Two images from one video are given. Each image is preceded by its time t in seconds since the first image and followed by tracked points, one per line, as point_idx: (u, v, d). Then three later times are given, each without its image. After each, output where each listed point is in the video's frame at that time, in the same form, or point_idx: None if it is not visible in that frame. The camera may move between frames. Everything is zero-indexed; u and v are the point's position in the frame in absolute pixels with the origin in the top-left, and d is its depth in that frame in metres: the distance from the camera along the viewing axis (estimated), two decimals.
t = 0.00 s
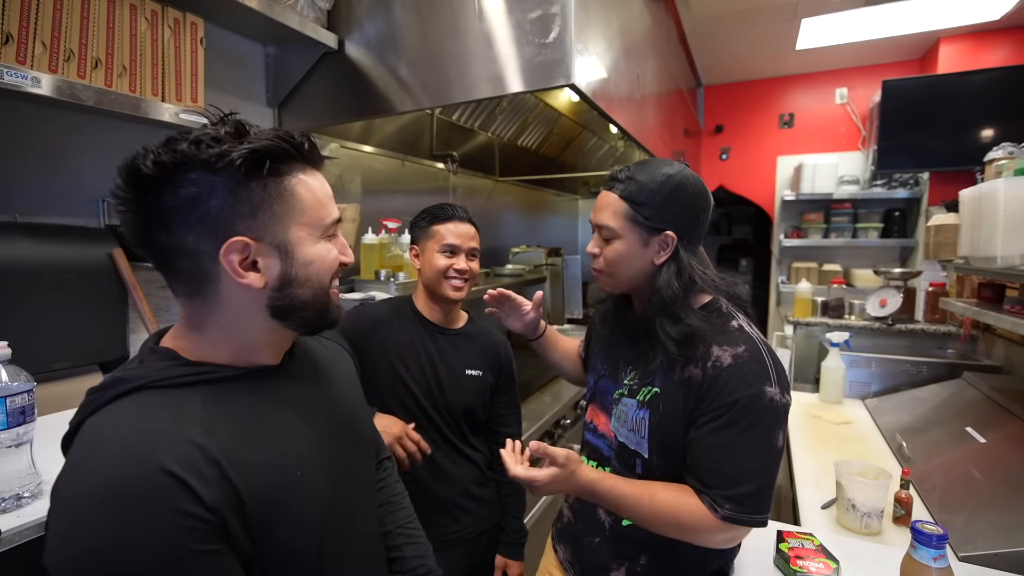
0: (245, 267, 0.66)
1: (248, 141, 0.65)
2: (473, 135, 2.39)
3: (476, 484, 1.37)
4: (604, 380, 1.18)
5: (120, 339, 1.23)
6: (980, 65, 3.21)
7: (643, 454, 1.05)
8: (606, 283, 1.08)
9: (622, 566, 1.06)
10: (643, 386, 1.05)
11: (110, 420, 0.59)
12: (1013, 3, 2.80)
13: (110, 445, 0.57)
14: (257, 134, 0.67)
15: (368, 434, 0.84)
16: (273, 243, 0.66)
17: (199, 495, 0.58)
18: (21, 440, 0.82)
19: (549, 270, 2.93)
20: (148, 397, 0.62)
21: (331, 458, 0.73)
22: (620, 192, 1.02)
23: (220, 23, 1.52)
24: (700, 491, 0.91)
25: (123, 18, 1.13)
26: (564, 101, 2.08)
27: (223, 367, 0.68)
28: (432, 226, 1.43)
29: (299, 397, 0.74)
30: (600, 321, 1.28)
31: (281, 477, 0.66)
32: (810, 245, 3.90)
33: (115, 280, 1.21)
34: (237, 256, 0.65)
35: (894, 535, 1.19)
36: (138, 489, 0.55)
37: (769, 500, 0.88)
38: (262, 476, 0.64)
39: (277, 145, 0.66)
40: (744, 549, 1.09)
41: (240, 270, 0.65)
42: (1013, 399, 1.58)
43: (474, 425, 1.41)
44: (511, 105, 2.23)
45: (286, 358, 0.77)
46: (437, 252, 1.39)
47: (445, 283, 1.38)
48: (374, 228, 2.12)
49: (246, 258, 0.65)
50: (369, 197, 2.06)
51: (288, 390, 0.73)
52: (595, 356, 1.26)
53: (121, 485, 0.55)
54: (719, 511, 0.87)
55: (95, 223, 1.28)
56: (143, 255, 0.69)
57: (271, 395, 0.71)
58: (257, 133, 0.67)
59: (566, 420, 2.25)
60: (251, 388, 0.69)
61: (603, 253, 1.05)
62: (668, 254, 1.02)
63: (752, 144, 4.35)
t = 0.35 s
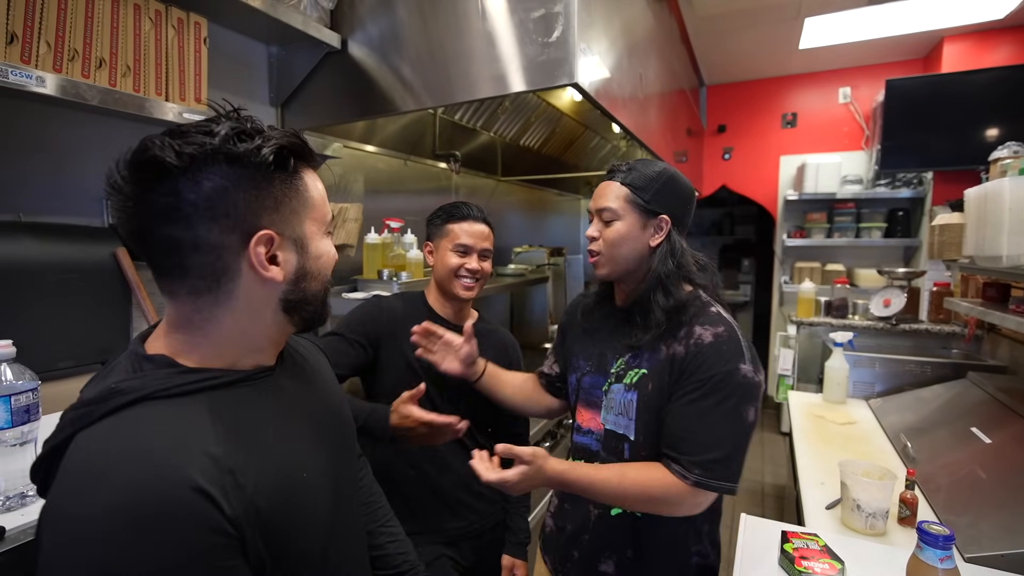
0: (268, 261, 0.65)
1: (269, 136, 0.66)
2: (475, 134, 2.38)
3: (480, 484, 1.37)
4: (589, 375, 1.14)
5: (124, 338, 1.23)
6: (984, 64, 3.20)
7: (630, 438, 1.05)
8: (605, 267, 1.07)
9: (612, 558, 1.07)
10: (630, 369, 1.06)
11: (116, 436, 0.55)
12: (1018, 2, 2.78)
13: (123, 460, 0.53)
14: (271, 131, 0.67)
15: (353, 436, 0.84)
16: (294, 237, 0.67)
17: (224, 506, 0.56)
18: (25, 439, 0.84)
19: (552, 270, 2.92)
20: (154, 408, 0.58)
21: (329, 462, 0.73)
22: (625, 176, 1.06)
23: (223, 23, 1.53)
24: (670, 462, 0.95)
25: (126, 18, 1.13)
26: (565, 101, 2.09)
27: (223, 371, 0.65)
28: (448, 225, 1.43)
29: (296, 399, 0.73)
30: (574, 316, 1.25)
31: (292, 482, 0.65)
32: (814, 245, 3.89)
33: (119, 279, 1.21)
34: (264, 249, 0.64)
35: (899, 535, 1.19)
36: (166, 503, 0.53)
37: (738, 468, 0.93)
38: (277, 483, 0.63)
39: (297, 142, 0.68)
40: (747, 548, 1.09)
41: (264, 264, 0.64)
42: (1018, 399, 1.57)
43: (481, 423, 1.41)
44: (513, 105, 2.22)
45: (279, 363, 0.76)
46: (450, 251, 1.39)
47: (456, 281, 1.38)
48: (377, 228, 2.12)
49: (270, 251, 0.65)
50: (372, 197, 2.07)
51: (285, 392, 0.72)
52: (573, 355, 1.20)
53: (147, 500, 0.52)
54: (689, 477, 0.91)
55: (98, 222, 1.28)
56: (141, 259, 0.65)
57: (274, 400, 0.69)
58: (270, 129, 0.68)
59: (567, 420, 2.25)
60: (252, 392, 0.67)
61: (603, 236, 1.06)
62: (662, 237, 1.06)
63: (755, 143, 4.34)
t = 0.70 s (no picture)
0: (262, 245, 0.64)
1: (259, 128, 0.66)
2: (477, 133, 2.37)
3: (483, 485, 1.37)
4: (552, 365, 1.24)
5: (127, 337, 1.23)
6: (986, 64, 3.19)
7: (586, 412, 1.17)
8: (592, 256, 1.17)
9: (583, 524, 1.17)
10: (583, 351, 1.18)
11: (127, 405, 0.57)
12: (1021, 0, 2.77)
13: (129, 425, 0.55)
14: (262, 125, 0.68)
15: (368, 429, 0.82)
16: (289, 221, 0.66)
17: (223, 473, 0.56)
18: (28, 437, 0.84)
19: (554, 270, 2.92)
20: (165, 381, 0.60)
21: (338, 446, 0.72)
22: (610, 175, 1.18)
23: (225, 22, 1.53)
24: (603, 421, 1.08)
25: (130, 16, 1.13)
26: (569, 101, 2.08)
27: (231, 352, 0.66)
28: (464, 221, 1.41)
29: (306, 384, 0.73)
30: (534, 310, 1.36)
31: (297, 458, 0.63)
32: (816, 245, 3.88)
33: (122, 278, 1.21)
34: (255, 233, 0.64)
35: (904, 535, 1.18)
36: (168, 467, 0.53)
37: (665, 429, 1.03)
38: (282, 460, 0.62)
39: (287, 134, 0.68)
40: (751, 549, 1.09)
41: (257, 247, 0.64)
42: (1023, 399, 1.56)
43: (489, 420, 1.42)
44: (515, 105, 2.21)
45: (292, 349, 0.76)
46: (466, 249, 1.38)
47: (471, 280, 1.38)
48: (379, 228, 2.12)
49: (263, 235, 0.64)
50: (374, 197, 2.07)
51: (296, 377, 0.72)
52: (536, 348, 1.30)
53: (150, 463, 0.53)
54: (615, 432, 1.04)
55: (101, 221, 1.28)
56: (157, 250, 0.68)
57: (284, 384, 0.69)
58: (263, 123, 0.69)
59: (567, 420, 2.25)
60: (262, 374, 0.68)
61: (592, 225, 1.16)
62: (631, 228, 1.23)
63: (757, 143, 4.33)
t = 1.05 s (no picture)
0: (287, 235, 0.70)
1: (306, 140, 0.73)
2: (481, 132, 2.36)
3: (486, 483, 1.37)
4: (544, 353, 1.26)
5: (132, 335, 1.24)
6: (994, 61, 3.17)
7: (586, 398, 1.19)
8: (591, 242, 1.18)
9: (575, 505, 1.22)
10: (581, 338, 1.19)
11: (185, 363, 0.68)
12: None
13: (174, 378, 0.66)
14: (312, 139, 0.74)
15: (405, 429, 0.83)
16: (311, 216, 0.70)
17: (222, 433, 0.63)
18: (34, 435, 0.85)
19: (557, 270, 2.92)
20: (216, 346, 0.70)
21: (358, 433, 0.74)
22: (605, 172, 1.20)
23: (229, 21, 1.53)
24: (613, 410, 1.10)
25: (133, 15, 1.13)
26: (572, 99, 2.08)
27: (273, 332, 0.73)
28: (415, 222, 1.29)
29: (343, 373, 0.77)
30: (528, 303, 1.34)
31: (301, 437, 0.68)
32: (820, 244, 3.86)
33: (127, 276, 1.22)
34: (282, 224, 0.70)
35: (910, 535, 1.18)
36: (184, 416, 0.62)
37: (674, 407, 1.08)
38: (286, 435, 0.67)
39: (331, 146, 0.73)
40: (754, 548, 1.08)
41: (282, 237, 0.70)
42: None
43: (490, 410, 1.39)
44: (519, 103, 2.21)
45: (343, 338, 0.81)
46: (424, 252, 1.28)
47: (438, 282, 1.29)
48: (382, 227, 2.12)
49: (290, 227, 0.70)
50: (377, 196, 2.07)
51: (334, 367, 0.76)
52: (530, 339, 1.32)
53: (171, 413, 0.62)
54: (629, 417, 1.06)
55: (105, 220, 1.28)
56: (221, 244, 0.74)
57: (316, 369, 0.74)
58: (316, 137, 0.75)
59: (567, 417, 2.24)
60: (300, 358, 0.73)
61: (591, 214, 1.17)
62: (623, 222, 1.26)
63: (762, 141, 4.31)
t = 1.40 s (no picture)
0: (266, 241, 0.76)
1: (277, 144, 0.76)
2: (482, 131, 2.36)
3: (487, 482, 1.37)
4: (550, 353, 1.28)
5: (132, 335, 1.24)
6: (994, 61, 3.17)
7: (581, 402, 1.19)
8: (587, 246, 1.18)
9: (573, 510, 1.23)
10: (579, 340, 1.20)
11: (201, 351, 0.69)
12: None
13: (191, 364, 0.67)
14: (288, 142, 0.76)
15: (415, 435, 0.83)
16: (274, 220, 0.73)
17: (237, 419, 0.64)
18: (34, 434, 0.84)
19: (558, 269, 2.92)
20: (233, 337, 0.71)
21: (367, 429, 0.75)
22: (611, 171, 1.19)
23: (230, 21, 1.53)
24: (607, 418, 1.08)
25: (134, 15, 1.13)
26: (573, 98, 2.08)
27: (283, 326, 0.73)
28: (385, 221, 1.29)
29: (354, 372, 0.78)
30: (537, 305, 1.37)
31: (313, 429, 0.69)
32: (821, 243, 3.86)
33: (127, 276, 1.22)
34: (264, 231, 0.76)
35: (910, 534, 1.18)
36: (203, 400, 0.63)
37: (666, 418, 1.04)
38: (299, 426, 0.68)
39: (288, 146, 0.74)
40: (755, 547, 1.08)
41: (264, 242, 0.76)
42: None
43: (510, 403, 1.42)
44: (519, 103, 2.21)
45: (360, 331, 0.83)
46: (398, 248, 1.27)
47: (419, 276, 1.29)
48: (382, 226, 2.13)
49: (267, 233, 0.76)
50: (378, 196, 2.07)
51: (346, 365, 0.78)
52: (540, 337, 1.35)
53: (186, 396, 0.63)
54: (620, 428, 1.04)
55: (106, 220, 1.28)
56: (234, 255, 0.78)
57: (328, 368, 0.75)
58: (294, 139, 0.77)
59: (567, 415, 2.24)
60: (313, 355, 0.75)
61: (592, 217, 1.17)
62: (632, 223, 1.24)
63: (762, 141, 4.31)
